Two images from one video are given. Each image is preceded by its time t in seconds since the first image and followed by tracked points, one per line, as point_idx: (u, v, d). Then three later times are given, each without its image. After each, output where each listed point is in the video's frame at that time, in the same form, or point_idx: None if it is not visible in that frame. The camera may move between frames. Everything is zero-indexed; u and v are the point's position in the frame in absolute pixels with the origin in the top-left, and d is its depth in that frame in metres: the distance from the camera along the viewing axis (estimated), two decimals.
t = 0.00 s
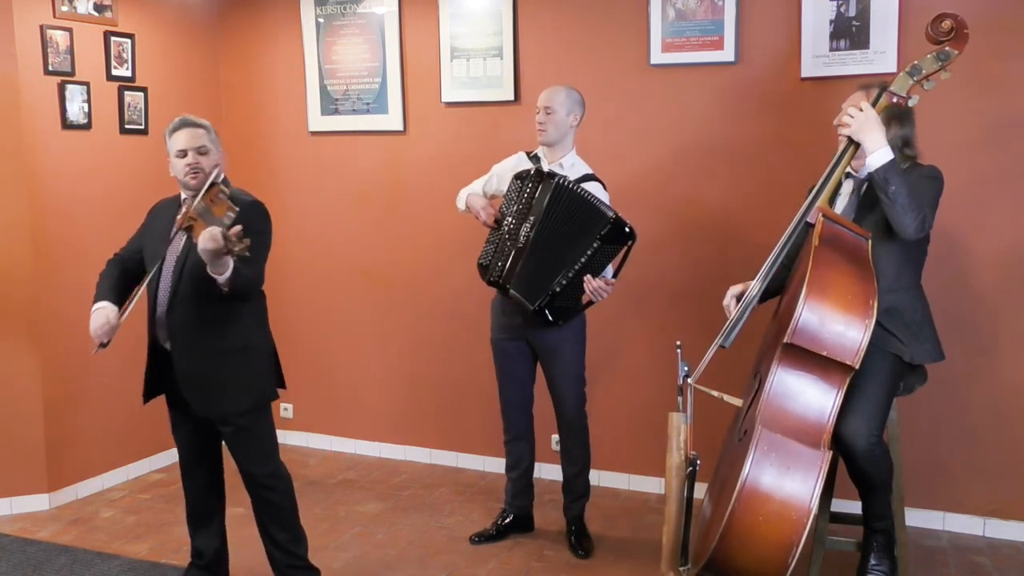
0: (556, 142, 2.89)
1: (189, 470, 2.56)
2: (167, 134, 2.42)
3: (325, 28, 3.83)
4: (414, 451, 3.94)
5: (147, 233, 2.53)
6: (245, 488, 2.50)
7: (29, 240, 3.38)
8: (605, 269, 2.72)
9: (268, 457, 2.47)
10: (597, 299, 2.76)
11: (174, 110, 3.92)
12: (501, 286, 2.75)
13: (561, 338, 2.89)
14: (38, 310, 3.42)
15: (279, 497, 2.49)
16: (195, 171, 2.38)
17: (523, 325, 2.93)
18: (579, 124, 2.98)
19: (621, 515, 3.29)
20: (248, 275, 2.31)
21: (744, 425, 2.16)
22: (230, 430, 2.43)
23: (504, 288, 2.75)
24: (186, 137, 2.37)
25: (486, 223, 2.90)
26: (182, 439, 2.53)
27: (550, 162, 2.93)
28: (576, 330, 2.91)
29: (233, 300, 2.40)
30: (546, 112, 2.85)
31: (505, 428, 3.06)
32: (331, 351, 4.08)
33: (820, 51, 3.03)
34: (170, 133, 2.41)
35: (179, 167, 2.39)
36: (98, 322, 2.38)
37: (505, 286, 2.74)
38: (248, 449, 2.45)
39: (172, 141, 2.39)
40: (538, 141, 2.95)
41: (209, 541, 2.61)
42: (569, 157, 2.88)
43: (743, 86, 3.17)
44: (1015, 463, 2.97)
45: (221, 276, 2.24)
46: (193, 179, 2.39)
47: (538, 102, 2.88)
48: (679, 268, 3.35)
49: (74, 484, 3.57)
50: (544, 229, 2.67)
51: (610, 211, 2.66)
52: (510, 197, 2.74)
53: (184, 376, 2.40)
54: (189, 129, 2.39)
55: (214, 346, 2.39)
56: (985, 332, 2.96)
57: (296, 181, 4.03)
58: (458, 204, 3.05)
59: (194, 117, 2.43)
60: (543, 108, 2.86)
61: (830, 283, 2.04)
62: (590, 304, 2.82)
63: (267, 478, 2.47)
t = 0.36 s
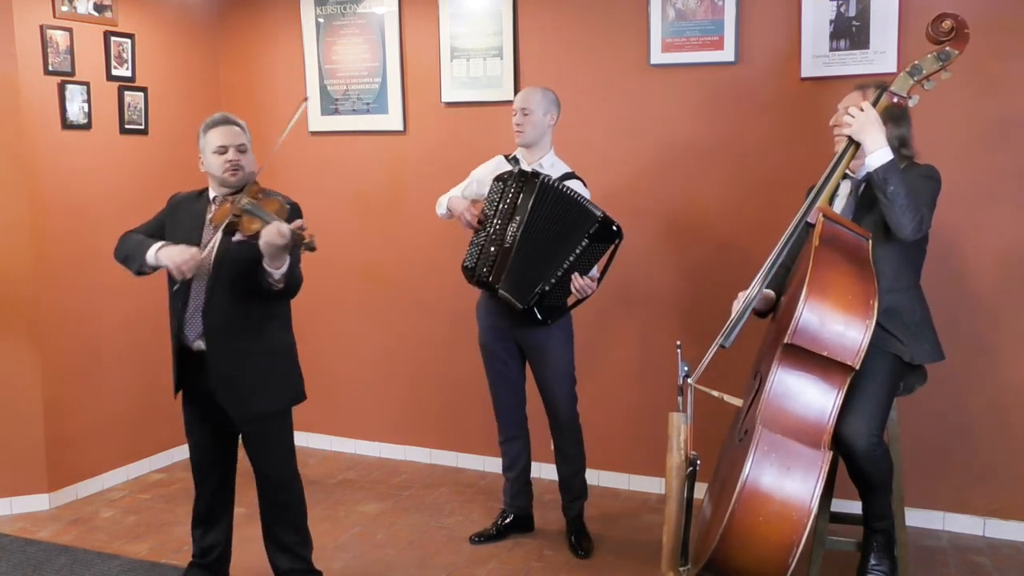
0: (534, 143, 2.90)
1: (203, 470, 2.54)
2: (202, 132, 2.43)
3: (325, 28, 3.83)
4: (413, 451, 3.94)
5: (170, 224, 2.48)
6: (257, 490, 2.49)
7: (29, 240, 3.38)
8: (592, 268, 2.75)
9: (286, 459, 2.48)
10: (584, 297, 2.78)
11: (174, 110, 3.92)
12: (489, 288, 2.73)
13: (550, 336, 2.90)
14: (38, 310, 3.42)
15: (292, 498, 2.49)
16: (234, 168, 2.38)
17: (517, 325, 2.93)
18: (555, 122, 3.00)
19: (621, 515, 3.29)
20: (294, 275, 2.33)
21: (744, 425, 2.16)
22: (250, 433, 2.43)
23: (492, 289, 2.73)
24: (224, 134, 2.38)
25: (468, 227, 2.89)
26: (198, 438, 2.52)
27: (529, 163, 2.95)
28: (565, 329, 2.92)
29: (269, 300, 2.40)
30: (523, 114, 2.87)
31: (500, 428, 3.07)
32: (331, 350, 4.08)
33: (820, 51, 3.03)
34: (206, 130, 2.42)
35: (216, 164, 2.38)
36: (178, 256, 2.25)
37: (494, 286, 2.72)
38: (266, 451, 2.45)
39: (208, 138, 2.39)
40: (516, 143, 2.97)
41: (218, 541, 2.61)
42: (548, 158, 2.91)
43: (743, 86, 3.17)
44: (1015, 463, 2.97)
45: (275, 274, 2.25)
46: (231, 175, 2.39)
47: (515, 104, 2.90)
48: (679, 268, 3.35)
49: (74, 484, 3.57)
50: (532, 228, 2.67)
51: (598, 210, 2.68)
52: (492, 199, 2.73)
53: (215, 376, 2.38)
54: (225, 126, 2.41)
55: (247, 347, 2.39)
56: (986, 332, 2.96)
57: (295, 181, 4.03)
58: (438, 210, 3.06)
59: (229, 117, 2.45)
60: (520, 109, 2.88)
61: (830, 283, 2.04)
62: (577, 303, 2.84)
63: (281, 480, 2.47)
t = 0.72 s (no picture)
0: (511, 144, 2.90)
1: (213, 471, 2.52)
2: (228, 128, 2.42)
3: (325, 28, 3.83)
4: (413, 451, 3.94)
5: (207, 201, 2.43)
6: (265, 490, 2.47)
7: (29, 240, 3.38)
8: (588, 263, 2.76)
9: (299, 459, 2.47)
10: (580, 291, 2.78)
11: (174, 111, 3.92)
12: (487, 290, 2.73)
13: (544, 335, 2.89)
14: (38, 310, 3.42)
15: (301, 497, 2.48)
16: (263, 167, 2.40)
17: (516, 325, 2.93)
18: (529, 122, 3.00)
19: (621, 515, 3.29)
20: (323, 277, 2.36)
21: (744, 425, 2.15)
22: (265, 431, 2.42)
23: (489, 291, 2.73)
24: (253, 133, 2.38)
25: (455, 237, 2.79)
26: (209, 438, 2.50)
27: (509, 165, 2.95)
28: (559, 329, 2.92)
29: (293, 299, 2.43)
30: (498, 116, 2.87)
31: (496, 429, 3.07)
32: (331, 350, 4.07)
33: (820, 51, 3.03)
34: (233, 127, 2.41)
35: (244, 161, 2.38)
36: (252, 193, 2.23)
37: (490, 288, 2.72)
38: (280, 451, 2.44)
39: (235, 135, 2.39)
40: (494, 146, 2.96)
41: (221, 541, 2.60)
42: (528, 157, 2.91)
43: (743, 86, 3.17)
44: (1016, 463, 2.97)
45: (317, 270, 2.31)
46: (259, 174, 2.40)
47: (489, 107, 2.89)
48: (679, 268, 3.35)
49: (74, 484, 3.57)
50: (525, 226, 2.67)
51: (590, 205, 2.71)
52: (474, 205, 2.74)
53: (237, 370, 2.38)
54: (255, 125, 2.42)
55: (270, 344, 2.40)
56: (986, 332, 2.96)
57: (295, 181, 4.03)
58: (424, 227, 3.03)
59: (257, 116, 2.45)
60: (494, 112, 2.87)
61: (830, 283, 2.04)
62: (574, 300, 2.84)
63: (292, 480, 2.46)
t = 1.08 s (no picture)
0: (493, 147, 2.91)
1: (216, 471, 2.52)
2: (241, 126, 2.42)
3: (325, 28, 3.83)
4: (413, 451, 3.94)
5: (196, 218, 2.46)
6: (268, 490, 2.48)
7: (28, 240, 3.38)
8: (591, 255, 2.74)
9: (302, 458, 2.48)
10: (585, 283, 2.76)
11: (174, 111, 3.92)
12: (492, 291, 2.73)
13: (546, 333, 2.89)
14: (38, 310, 3.41)
15: (304, 496, 2.49)
16: (276, 165, 2.41)
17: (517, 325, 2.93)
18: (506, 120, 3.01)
19: (620, 515, 3.29)
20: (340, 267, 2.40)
21: (744, 425, 2.16)
22: (270, 429, 2.43)
23: (494, 292, 2.74)
24: (267, 132, 2.39)
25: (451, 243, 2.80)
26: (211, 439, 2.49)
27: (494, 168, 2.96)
28: (560, 327, 2.92)
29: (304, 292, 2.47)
30: (477, 121, 2.87)
31: (497, 429, 3.06)
32: (331, 351, 4.07)
33: (820, 51, 3.03)
34: (246, 125, 2.42)
35: (257, 160, 2.39)
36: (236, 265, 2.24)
37: (496, 289, 2.73)
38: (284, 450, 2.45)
39: (249, 134, 2.39)
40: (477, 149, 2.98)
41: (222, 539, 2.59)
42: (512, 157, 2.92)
43: (743, 86, 3.17)
44: (1016, 463, 2.97)
45: (338, 267, 2.38)
46: (272, 173, 2.41)
47: (466, 112, 2.89)
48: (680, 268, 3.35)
49: (74, 484, 3.57)
50: (524, 223, 2.68)
51: (589, 197, 2.69)
52: (468, 207, 2.73)
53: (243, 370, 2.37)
54: (269, 125, 2.42)
55: (274, 343, 2.40)
56: (986, 333, 2.97)
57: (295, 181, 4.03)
58: (419, 240, 3.03)
59: (270, 117, 2.46)
60: (472, 117, 2.87)
61: (831, 283, 2.04)
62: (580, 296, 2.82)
63: (296, 479, 2.47)
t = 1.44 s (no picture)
0: (491, 149, 2.92)
1: (214, 471, 2.51)
2: (232, 128, 2.43)
3: (325, 28, 3.83)
4: (413, 451, 3.94)
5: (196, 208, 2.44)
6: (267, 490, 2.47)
7: (29, 240, 3.38)
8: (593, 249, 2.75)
9: (300, 457, 2.48)
10: (590, 277, 2.77)
11: (174, 111, 3.92)
12: (493, 287, 2.72)
13: (552, 333, 2.89)
14: (38, 310, 3.42)
15: (303, 496, 2.49)
16: (268, 165, 2.41)
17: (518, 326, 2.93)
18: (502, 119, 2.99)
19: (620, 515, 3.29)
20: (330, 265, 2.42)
21: (743, 424, 2.15)
22: (270, 429, 2.43)
23: (497, 291, 2.72)
24: (259, 132, 2.40)
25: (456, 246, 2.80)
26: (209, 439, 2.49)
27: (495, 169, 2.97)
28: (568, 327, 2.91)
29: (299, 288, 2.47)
30: (472, 124, 2.87)
31: (501, 428, 3.06)
32: (331, 351, 4.07)
33: (820, 51, 3.03)
34: (237, 126, 2.42)
35: (249, 161, 2.39)
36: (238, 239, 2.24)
37: (498, 287, 2.71)
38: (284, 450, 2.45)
39: (241, 134, 2.40)
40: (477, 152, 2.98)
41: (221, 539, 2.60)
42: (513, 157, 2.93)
43: (742, 86, 3.17)
44: (1016, 463, 2.97)
45: (333, 261, 2.40)
46: (265, 173, 2.41)
47: (461, 116, 2.89)
48: (679, 268, 3.35)
49: (74, 484, 3.57)
50: (523, 219, 2.68)
51: (588, 192, 2.69)
52: (471, 208, 2.74)
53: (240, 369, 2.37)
54: (261, 126, 2.43)
55: (270, 343, 2.40)
56: (987, 333, 2.96)
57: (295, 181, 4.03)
58: (430, 247, 3.03)
59: (261, 117, 2.46)
60: (467, 120, 2.87)
61: (829, 282, 2.04)
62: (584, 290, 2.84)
63: (295, 479, 2.47)
